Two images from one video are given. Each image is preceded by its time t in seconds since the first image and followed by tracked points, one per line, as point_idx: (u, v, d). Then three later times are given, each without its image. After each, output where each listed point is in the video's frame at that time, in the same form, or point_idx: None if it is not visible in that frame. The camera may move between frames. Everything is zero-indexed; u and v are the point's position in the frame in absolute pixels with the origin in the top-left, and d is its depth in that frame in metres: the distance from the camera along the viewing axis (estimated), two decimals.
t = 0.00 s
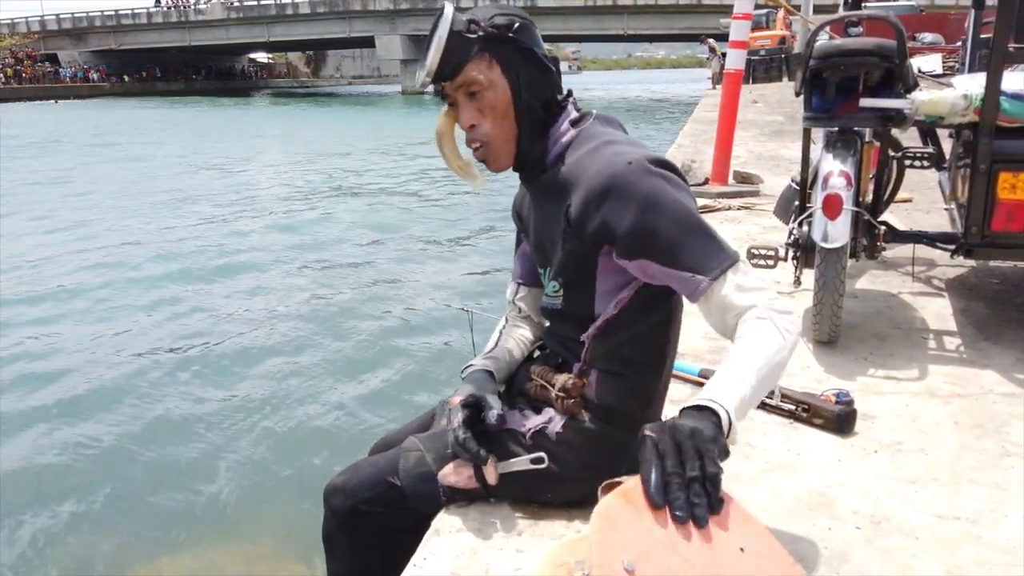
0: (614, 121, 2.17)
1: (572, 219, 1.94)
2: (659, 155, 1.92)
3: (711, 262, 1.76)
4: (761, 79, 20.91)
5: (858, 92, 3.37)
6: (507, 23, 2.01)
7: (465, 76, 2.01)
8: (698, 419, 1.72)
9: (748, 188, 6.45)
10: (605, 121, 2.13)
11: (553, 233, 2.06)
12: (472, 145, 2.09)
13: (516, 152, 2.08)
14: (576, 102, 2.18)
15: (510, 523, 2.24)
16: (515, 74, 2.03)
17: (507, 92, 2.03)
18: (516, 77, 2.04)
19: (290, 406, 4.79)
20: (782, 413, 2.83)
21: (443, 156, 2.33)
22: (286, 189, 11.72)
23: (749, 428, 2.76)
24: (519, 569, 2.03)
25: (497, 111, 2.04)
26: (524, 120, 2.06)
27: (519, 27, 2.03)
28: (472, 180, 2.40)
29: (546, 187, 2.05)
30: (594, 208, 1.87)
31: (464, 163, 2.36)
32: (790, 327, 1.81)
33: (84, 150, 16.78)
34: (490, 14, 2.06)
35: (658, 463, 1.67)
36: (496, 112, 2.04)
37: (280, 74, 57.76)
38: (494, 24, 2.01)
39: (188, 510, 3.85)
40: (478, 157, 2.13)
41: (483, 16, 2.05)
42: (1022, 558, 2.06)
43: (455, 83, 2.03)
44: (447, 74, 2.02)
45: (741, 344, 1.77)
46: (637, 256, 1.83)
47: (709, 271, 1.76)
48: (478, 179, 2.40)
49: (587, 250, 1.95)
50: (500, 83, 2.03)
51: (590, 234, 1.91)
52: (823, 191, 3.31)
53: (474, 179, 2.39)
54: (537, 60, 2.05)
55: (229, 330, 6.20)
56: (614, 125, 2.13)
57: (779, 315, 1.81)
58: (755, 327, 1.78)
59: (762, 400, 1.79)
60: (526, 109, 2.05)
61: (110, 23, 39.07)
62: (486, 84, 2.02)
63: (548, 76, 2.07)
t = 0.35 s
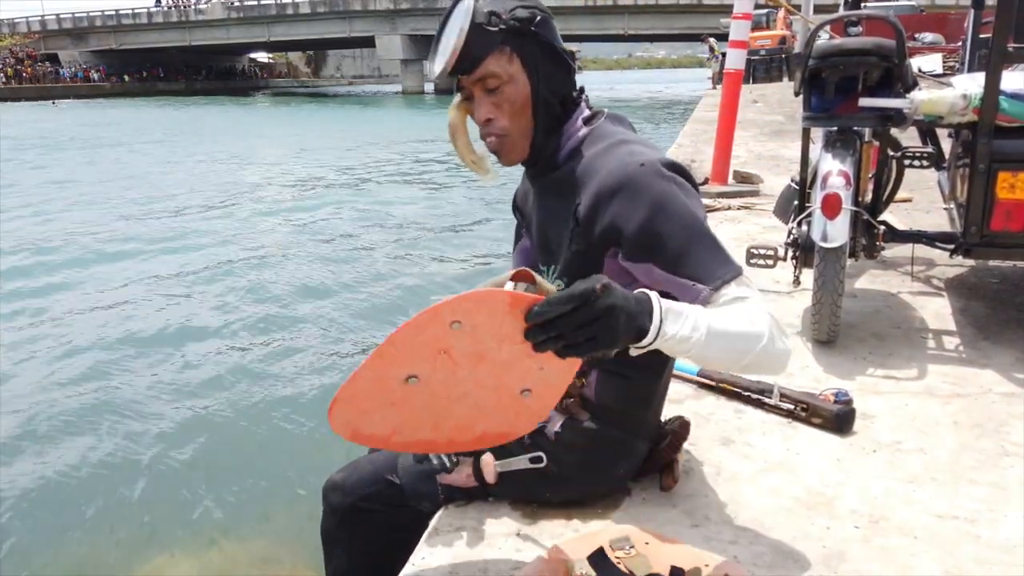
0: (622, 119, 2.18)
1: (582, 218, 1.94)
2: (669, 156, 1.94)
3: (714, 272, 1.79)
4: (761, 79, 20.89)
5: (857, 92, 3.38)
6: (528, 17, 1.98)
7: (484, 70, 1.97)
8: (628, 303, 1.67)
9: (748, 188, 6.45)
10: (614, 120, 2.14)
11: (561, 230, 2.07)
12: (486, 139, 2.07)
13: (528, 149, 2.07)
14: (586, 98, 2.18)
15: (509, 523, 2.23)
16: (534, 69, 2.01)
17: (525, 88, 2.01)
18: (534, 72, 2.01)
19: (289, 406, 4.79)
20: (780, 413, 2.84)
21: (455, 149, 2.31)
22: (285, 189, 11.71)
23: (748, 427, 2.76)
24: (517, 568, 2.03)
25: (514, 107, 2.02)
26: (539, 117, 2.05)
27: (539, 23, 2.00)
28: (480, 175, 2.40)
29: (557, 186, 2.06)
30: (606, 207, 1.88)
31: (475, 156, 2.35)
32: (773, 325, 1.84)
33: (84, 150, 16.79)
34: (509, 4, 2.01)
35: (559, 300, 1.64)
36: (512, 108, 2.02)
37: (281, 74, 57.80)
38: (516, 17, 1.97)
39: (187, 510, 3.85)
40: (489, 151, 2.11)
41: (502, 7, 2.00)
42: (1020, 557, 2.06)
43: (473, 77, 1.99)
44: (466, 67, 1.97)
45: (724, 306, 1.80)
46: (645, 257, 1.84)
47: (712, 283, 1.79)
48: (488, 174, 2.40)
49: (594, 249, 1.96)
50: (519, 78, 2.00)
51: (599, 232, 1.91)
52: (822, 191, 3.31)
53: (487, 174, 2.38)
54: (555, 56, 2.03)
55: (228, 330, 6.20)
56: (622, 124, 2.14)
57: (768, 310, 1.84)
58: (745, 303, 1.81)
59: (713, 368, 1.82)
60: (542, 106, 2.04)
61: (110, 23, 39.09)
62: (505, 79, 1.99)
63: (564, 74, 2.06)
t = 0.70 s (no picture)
0: (626, 120, 2.16)
1: (573, 218, 1.96)
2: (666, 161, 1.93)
3: (683, 290, 1.80)
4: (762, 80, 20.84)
5: (857, 91, 3.38)
6: (532, 16, 1.98)
7: (486, 69, 1.97)
8: (533, 386, 1.77)
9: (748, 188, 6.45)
10: (617, 120, 2.12)
11: (555, 228, 2.08)
12: (487, 137, 2.08)
13: (525, 147, 2.08)
14: (590, 97, 2.17)
15: (509, 523, 2.23)
16: (536, 69, 2.01)
17: (526, 88, 2.01)
18: (535, 72, 2.01)
19: (290, 406, 4.79)
20: (781, 413, 2.83)
21: (458, 147, 2.31)
22: (285, 189, 11.70)
23: (748, 427, 2.76)
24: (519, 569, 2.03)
25: (514, 106, 2.02)
26: (538, 117, 2.05)
27: (544, 23, 1.99)
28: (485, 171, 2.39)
29: (552, 185, 2.08)
30: (595, 205, 1.89)
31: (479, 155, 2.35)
32: (715, 362, 1.83)
33: (84, 150, 16.79)
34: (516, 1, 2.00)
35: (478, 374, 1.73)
36: (512, 107, 2.02)
37: (281, 74, 57.82)
38: (520, 17, 1.97)
39: (187, 510, 3.84)
40: (489, 146, 2.12)
41: (506, 6, 1.99)
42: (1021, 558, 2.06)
43: (475, 76, 1.99)
44: (468, 66, 1.98)
45: (661, 352, 1.86)
46: (625, 264, 1.86)
47: (677, 300, 1.80)
48: (492, 171, 2.39)
49: (585, 249, 1.97)
50: (520, 78, 2.00)
51: (588, 233, 1.93)
52: (823, 191, 3.31)
53: (489, 172, 2.38)
54: (558, 56, 2.03)
55: (229, 329, 6.19)
56: (626, 125, 2.12)
57: (709, 347, 1.82)
58: (685, 343, 1.84)
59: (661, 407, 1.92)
60: (542, 105, 2.04)
61: (110, 23, 39.09)
62: (506, 78, 1.99)
63: (567, 75, 2.06)
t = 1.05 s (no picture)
0: (633, 122, 2.14)
1: (572, 215, 1.95)
2: (666, 164, 1.92)
3: (664, 297, 1.78)
4: (762, 79, 20.85)
5: (859, 91, 3.38)
6: (540, 15, 1.97)
7: (492, 67, 1.96)
8: (478, 409, 1.76)
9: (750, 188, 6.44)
10: (624, 122, 2.11)
11: (556, 226, 2.07)
12: (493, 135, 2.07)
13: (529, 145, 2.07)
14: (597, 97, 2.15)
15: (513, 523, 2.23)
16: (543, 68, 2.00)
17: (533, 86, 2.00)
18: (541, 71, 2.00)
19: (291, 406, 4.78)
20: (783, 413, 2.83)
21: (464, 143, 2.32)
22: (286, 188, 11.69)
23: (751, 428, 2.76)
24: (520, 568, 2.02)
25: (520, 104, 2.01)
26: (544, 115, 2.04)
27: (551, 22, 1.99)
28: (493, 171, 2.40)
29: (555, 184, 2.07)
30: (594, 202, 1.89)
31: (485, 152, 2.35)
32: (667, 380, 1.82)
33: (85, 150, 16.78)
34: None
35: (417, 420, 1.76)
36: (517, 105, 2.01)
37: (281, 74, 57.80)
38: (527, 16, 1.96)
39: (187, 509, 3.83)
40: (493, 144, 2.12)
41: (513, 5, 1.98)
42: None
43: (481, 74, 1.98)
44: (475, 64, 1.96)
45: (617, 370, 1.87)
46: (615, 265, 1.85)
47: (658, 304, 1.78)
48: (498, 168, 2.39)
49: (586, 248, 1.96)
50: (527, 77, 1.99)
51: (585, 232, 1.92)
52: (825, 190, 3.30)
53: (495, 168, 2.38)
54: (564, 55, 2.02)
55: (230, 329, 6.18)
56: (632, 126, 2.11)
57: (661, 365, 1.82)
58: (641, 361, 1.85)
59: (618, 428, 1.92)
60: (547, 104, 2.03)
61: (111, 23, 39.04)
62: (513, 76, 1.98)
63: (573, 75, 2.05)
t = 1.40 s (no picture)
0: (633, 123, 2.13)
1: (561, 214, 1.96)
2: (657, 166, 1.91)
3: (630, 302, 1.79)
4: (763, 78, 20.84)
5: (859, 91, 3.38)
6: (537, 16, 1.97)
7: (489, 67, 1.96)
8: (408, 438, 1.78)
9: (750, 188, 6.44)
10: (622, 122, 2.10)
11: (548, 224, 2.08)
12: (490, 134, 2.08)
13: (524, 144, 2.08)
14: (597, 97, 2.15)
15: (512, 523, 2.23)
16: (540, 69, 2.00)
17: (530, 87, 2.00)
18: (538, 71, 2.00)
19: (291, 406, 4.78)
20: (783, 413, 2.83)
21: (463, 142, 2.33)
22: (285, 188, 11.69)
23: (751, 427, 2.76)
24: (519, 569, 2.02)
25: (515, 104, 2.02)
26: (541, 116, 2.05)
27: (550, 22, 1.98)
28: (493, 168, 2.39)
29: (548, 183, 2.08)
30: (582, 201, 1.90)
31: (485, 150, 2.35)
32: (604, 391, 1.84)
33: (85, 150, 16.78)
34: None
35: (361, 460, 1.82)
36: (512, 104, 2.02)
37: (282, 74, 57.78)
38: (524, 16, 1.96)
39: (187, 509, 3.83)
40: (491, 143, 2.12)
41: (512, 4, 1.98)
42: None
43: (478, 74, 1.98)
44: (472, 64, 1.97)
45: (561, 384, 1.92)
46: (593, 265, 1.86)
47: (620, 304, 1.79)
48: (498, 166, 2.39)
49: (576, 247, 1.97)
50: (524, 78, 1.99)
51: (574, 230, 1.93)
52: (824, 190, 3.30)
53: (496, 168, 2.38)
54: (561, 55, 2.02)
55: (230, 329, 6.19)
56: (631, 127, 2.10)
57: (596, 374, 1.85)
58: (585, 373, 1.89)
59: (566, 442, 1.95)
60: (543, 104, 2.03)
61: (111, 23, 39.04)
62: (509, 77, 1.98)
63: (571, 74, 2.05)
